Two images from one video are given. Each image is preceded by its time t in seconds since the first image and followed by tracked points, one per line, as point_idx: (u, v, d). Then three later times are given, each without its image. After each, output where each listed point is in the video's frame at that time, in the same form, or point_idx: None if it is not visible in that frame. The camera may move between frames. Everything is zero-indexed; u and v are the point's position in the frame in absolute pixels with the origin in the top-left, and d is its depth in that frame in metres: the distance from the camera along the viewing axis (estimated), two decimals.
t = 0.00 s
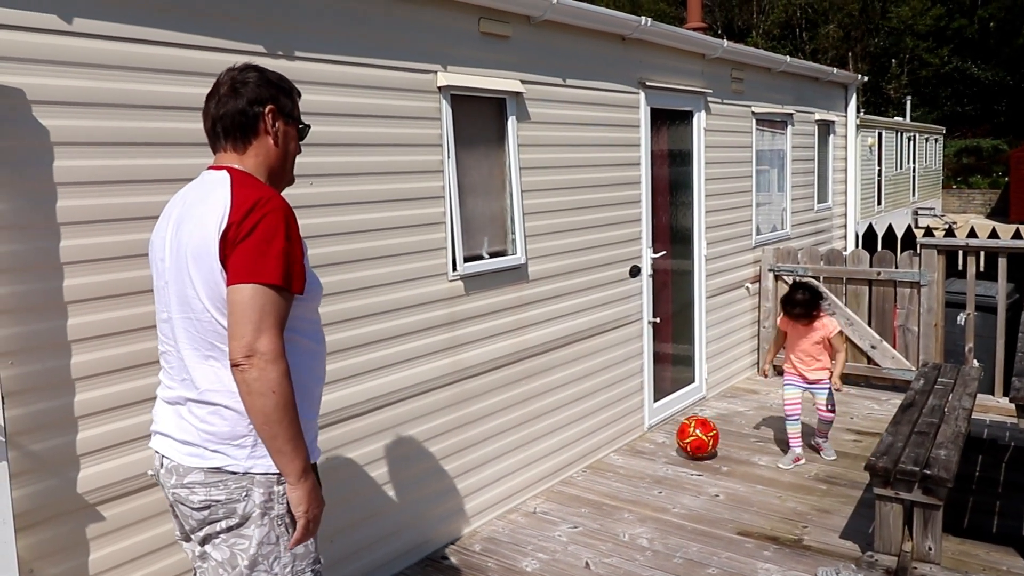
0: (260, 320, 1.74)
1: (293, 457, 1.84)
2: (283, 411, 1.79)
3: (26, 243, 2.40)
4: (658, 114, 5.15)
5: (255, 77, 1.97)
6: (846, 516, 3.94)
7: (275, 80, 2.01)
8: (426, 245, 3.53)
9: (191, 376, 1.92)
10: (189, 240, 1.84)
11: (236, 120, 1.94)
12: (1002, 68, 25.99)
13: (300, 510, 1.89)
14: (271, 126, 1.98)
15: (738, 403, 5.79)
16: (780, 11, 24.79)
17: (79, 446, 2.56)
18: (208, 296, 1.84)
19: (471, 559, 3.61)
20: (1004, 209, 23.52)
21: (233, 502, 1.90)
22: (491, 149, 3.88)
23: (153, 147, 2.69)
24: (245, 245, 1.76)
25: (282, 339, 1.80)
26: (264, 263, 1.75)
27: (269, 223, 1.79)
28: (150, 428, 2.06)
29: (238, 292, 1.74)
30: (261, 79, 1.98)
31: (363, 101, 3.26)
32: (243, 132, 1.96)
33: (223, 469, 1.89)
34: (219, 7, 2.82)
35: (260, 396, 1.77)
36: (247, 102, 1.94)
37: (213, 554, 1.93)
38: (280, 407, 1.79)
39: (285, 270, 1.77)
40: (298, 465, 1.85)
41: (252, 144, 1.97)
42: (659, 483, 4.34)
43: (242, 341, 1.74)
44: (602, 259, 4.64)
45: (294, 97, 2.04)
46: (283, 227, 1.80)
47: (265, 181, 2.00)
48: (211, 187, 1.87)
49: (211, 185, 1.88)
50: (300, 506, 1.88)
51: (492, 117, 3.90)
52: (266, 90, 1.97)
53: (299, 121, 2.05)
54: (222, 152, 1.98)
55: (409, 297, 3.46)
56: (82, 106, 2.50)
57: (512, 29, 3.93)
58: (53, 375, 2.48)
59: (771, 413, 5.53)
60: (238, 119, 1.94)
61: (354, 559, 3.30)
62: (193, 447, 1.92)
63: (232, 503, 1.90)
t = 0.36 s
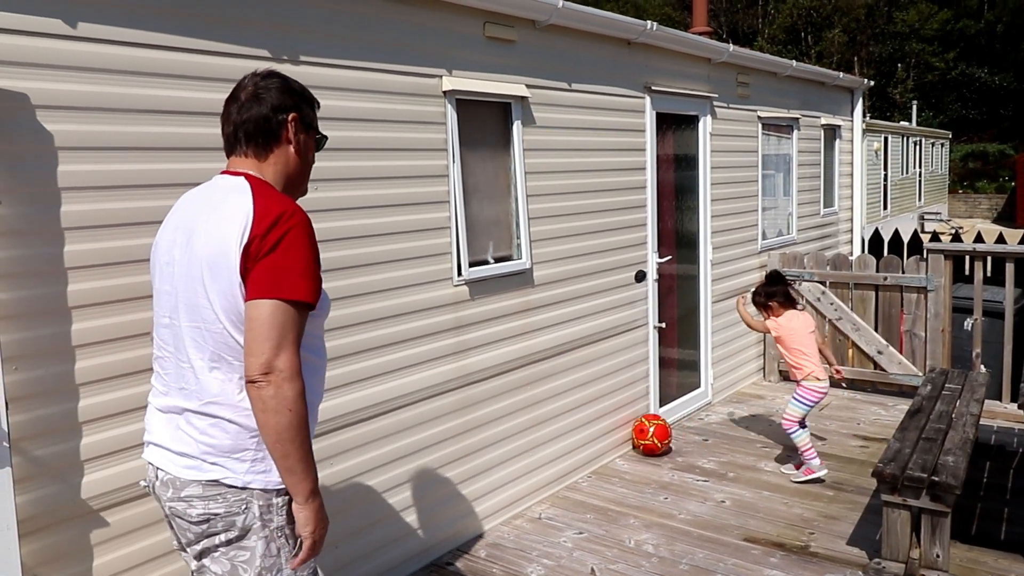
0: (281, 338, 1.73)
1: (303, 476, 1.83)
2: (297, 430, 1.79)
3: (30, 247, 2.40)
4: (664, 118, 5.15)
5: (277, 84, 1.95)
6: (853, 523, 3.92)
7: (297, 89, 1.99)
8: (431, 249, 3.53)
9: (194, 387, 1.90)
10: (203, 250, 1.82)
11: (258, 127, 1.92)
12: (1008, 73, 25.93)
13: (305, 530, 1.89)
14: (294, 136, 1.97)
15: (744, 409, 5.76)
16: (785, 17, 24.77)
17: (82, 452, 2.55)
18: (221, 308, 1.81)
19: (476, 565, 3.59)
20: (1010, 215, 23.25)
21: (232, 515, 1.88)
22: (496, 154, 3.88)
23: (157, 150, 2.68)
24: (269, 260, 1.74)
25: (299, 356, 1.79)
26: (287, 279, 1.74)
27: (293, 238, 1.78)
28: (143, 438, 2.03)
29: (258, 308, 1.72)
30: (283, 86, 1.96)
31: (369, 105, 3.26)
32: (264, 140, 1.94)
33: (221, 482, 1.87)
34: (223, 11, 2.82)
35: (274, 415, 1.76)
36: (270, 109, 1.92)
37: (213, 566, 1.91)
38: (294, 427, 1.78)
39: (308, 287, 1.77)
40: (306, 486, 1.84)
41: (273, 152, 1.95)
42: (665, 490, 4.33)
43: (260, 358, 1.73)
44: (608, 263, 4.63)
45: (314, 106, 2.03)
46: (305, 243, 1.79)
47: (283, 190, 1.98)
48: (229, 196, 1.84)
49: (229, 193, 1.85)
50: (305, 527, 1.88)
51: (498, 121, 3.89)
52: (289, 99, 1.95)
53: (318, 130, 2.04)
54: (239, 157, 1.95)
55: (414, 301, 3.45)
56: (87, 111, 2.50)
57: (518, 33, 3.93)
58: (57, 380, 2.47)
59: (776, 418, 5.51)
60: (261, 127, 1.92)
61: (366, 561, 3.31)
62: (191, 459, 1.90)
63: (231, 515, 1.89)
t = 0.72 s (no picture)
0: (227, 335, 1.70)
1: (267, 471, 1.80)
2: (254, 426, 1.76)
3: (25, 241, 2.38)
4: (666, 112, 5.12)
5: (225, 73, 1.91)
6: (852, 516, 3.93)
7: (246, 77, 1.96)
8: (432, 244, 3.51)
9: (167, 384, 1.90)
10: (153, 250, 1.81)
11: (205, 118, 1.89)
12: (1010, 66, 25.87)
13: (276, 524, 1.85)
14: (243, 124, 1.93)
15: (744, 403, 5.77)
16: (789, 10, 24.65)
17: (80, 448, 2.54)
18: (177, 307, 1.81)
19: (477, 559, 3.60)
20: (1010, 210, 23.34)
21: (221, 504, 1.89)
22: (496, 147, 3.85)
23: (153, 144, 2.67)
24: (211, 257, 1.72)
25: (250, 352, 1.76)
26: (232, 276, 1.71)
27: (235, 233, 1.74)
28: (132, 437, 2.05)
29: (204, 307, 1.70)
30: (231, 75, 1.93)
31: (369, 100, 3.23)
32: (212, 131, 1.90)
33: (208, 473, 1.89)
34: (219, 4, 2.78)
35: (228, 412, 1.73)
36: (217, 99, 1.89)
37: (205, 558, 1.91)
38: (250, 422, 1.75)
39: (254, 282, 1.73)
40: (272, 478, 1.81)
41: (223, 143, 1.92)
42: (664, 483, 4.33)
43: (208, 356, 1.71)
44: (610, 258, 4.63)
45: (267, 94, 1.99)
46: (249, 238, 1.76)
47: (236, 181, 1.95)
48: (176, 196, 1.83)
49: (176, 192, 1.84)
50: (275, 519, 1.84)
51: (498, 115, 3.87)
52: (237, 87, 1.92)
53: (272, 118, 2.00)
54: (192, 151, 1.92)
55: (415, 297, 3.44)
56: (83, 103, 2.48)
57: (518, 26, 3.90)
58: (55, 375, 2.47)
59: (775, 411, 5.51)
60: (208, 117, 1.89)
61: (354, 562, 3.26)
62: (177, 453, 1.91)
63: (220, 504, 1.90)
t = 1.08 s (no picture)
0: (170, 295, 1.73)
1: (205, 435, 1.80)
2: (192, 388, 1.77)
3: (26, 226, 2.39)
4: (665, 95, 5.10)
5: (198, 63, 1.96)
6: (853, 500, 3.92)
7: (218, 67, 2.00)
8: (430, 227, 3.51)
9: (123, 359, 1.95)
10: (113, 220, 1.87)
11: (176, 105, 1.94)
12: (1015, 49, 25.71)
13: (213, 492, 1.85)
14: (215, 111, 1.97)
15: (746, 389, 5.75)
16: None
17: (82, 430, 2.55)
18: (131, 273, 1.86)
19: (476, 543, 3.61)
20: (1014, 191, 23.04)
21: (171, 486, 1.91)
22: (494, 129, 3.84)
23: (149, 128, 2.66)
24: (160, 220, 1.75)
25: (196, 316, 1.78)
26: (178, 239, 1.74)
27: (187, 198, 1.78)
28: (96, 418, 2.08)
29: (151, 266, 1.73)
30: (204, 65, 1.98)
31: (365, 82, 3.22)
32: (183, 117, 1.95)
33: (158, 453, 1.90)
34: None
35: (167, 373, 1.75)
36: (189, 87, 1.93)
37: (165, 540, 1.94)
38: (189, 385, 1.76)
39: (199, 247, 1.76)
40: (210, 444, 1.81)
41: (194, 129, 1.96)
42: (664, 467, 4.33)
43: (151, 315, 1.73)
44: (608, 242, 4.61)
45: (239, 84, 2.03)
46: (201, 205, 1.79)
47: (206, 166, 1.99)
48: (140, 167, 1.89)
49: (143, 163, 1.90)
50: (211, 486, 1.84)
51: (496, 98, 3.85)
52: (209, 76, 1.96)
53: (245, 109, 2.05)
54: (162, 136, 1.97)
55: (413, 281, 3.44)
56: (82, 87, 2.48)
57: (516, 8, 3.88)
58: (54, 359, 2.47)
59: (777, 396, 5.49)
60: (179, 104, 1.94)
61: (327, 558, 3.17)
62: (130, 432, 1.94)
63: (170, 486, 1.91)
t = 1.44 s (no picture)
0: (166, 284, 1.77)
1: (198, 426, 1.83)
2: (186, 377, 1.80)
3: (61, 223, 2.45)
4: (688, 89, 5.08)
5: (199, 63, 2.04)
6: (881, 498, 3.87)
7: (219, 66, 2.07)
8: (453, 224, 3.53)
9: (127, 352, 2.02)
10: (121, 214, 1.95)
11: (179, 105, 2.01)
12: None
13: (207, 483, 1.88)
14: (217, 108, 2.04)
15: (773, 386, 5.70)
16: None
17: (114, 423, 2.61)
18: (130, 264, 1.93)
19: (500, 537, 3.62)
20: None
21: (171, 485, 1.95)
22: (517, 126, 3.85)
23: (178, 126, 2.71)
24: (156, 210, 1.80)
25: (192, 307, 1.81)
26: (174, 229, 1.78)
27: (184, 189, 1.82)
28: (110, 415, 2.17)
29: (148, 255, 1.77)
30: (206, 65, 2.05)
31: (388, 79, 3.25)
32: (186, 117, 2.02)
33: (157, 450, 1.95)
34: None
35: (162, 361, 1.79)
36: (190, 87, 2.01)
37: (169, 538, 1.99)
38: (183, 374, 1.80)
39: (196, 237, 1.80)
40: (205, 434, 1.84)
41: (197, 127, 2.03)
42: (689, 463, 4.31)
43: (147, 304, 1.77)
44: (631, 236, 4.60)
45: (243, 82, 2.09)
46: (199, 195, 1.84)
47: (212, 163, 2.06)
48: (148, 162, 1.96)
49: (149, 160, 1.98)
50: (206, 477, 1.87)
51: (519, 95, 3.86)
52: (210, 75, 2.03)
53: (248, 105, 2.10)
54: (168, 137, 2.04)
55: (436, 277, 3.46)
56: (115, 87, 2.55)
57: (539, 5, 3.90)
58: (87, 355, 2.54)
59: (804, 392, 5.43)
60: (182, 104, 2.01)
61: (341, 557, 3.18)
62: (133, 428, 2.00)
63: (171, 485, 1.96)
